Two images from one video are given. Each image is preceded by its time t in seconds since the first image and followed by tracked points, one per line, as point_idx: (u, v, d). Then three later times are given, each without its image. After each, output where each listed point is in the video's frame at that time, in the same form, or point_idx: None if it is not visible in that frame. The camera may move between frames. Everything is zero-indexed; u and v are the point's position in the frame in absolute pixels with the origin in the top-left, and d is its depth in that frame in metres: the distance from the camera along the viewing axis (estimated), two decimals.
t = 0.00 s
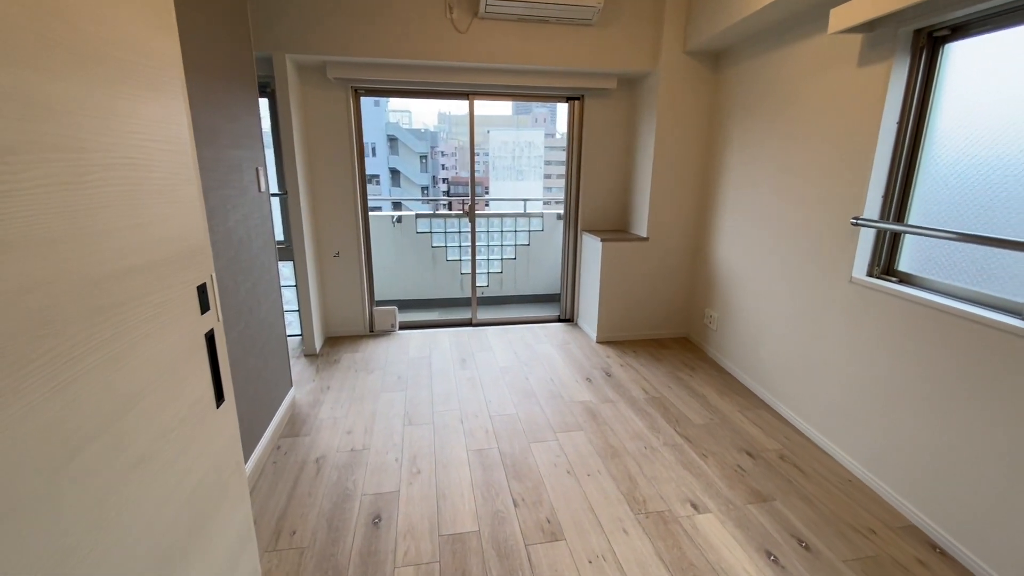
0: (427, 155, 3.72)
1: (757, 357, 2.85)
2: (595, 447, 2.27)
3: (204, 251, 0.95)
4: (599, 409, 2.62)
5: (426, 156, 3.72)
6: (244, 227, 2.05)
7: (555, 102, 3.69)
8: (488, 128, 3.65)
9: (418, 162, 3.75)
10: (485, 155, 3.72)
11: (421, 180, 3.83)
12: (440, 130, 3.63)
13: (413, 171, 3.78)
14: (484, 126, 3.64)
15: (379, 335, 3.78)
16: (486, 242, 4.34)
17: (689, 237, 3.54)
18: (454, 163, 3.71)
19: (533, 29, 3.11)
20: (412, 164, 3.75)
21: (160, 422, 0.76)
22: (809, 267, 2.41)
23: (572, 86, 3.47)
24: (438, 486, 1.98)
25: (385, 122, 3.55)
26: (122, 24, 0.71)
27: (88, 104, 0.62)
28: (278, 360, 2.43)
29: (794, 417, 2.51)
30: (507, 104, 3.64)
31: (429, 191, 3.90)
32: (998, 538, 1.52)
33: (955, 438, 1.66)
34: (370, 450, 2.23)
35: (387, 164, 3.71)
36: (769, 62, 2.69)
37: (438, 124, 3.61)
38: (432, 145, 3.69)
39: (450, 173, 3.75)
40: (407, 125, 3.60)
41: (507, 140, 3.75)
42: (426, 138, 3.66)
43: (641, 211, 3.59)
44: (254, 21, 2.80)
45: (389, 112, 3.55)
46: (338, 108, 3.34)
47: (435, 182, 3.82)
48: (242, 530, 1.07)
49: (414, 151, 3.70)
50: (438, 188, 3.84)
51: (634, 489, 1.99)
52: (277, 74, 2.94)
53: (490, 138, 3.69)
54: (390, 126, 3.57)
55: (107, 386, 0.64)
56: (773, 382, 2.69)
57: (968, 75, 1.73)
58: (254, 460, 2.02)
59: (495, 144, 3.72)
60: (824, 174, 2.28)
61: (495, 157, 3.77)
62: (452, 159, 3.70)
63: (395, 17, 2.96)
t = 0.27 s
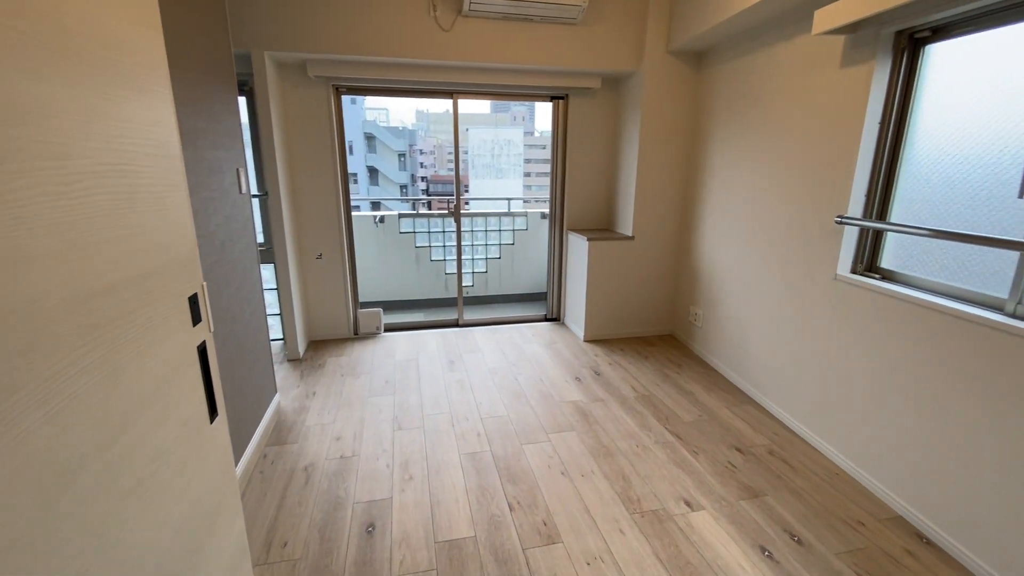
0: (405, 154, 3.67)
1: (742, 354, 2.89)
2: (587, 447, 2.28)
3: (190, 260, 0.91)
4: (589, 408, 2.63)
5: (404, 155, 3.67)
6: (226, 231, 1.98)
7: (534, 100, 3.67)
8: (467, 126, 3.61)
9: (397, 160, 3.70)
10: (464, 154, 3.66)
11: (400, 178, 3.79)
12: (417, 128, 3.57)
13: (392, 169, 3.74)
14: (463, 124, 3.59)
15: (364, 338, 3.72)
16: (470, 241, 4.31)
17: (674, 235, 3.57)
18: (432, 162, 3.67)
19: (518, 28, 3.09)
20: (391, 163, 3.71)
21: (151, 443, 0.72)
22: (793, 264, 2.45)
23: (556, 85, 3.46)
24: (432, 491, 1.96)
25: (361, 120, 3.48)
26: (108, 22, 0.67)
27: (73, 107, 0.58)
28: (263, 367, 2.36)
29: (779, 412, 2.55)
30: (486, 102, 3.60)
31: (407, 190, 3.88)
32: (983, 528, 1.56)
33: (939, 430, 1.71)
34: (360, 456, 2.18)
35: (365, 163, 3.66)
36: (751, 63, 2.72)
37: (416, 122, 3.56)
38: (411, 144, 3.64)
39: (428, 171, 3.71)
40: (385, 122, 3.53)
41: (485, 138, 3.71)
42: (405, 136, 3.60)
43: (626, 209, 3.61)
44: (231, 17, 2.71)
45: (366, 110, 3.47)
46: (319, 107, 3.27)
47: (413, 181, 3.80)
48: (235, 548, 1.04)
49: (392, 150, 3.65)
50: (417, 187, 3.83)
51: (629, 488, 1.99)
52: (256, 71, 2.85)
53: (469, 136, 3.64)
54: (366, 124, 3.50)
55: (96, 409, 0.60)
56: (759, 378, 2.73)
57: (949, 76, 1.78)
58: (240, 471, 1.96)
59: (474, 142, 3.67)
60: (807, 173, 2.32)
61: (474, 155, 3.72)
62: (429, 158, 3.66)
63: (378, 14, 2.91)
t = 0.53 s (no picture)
0: (384, 151, 3.63)
1: (727, 348, 2.93)
2: (579, 444, 2.28)
3: (176, 265, 0.88)
4: (580, 406, 2.64)
5: (383, 152, 3.63)
6: (209, 231, 1.93)
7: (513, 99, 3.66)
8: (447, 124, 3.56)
9: (375, 157, 3.67)
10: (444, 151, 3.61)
11: (379, 176, 3.73)
12: (396, 125, 3.53)
13: (370, 166, 3.71)
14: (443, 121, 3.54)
15: (349, 338, 3.66)
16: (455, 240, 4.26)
17: (658, 232, 3.60)
18: (412, 159, 3.62)
19: (502, 25, 3.07)
20: (370, 160, 3.68)
21: (134, 458, 0.69)
22: (777, 260, 2.49)
23: (541, 82, 3.46)
24: (425, 493, 1.94)
25: (338, 116, 3.42)
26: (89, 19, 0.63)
27: (49, 105, 0.54)
28: (248, 370, 2.31)
29: (765, 405, 2.60)
30: (465, 100, 3.57)
31: (387, 188, 3.80)
32: (966, 515, 1.61)
33: (918, 421, 1.76)
34: (350, 460, 2.15)
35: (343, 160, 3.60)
36: (734, 62, 2.75)
37: (394, 120, 3.51)
38: (389, 141, 3.59)
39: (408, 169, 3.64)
40: (363, 119, 3.49)
41: (466, 136, 3.66)
42: (383, 133, 3.55)
43: (611, 207, 3.63)
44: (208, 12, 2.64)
45: (343, 107, 3.41)
46: (300, 104, 3.20)
47: (393, 179, 3.73)
48: (228, 560, 1.01)
49: (371, 147, 3.61)
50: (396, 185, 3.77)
51: (621, 485, 2.00)
52: (234, 68, 2.78)
53: (450, 133, 3.59)
54: (344, 121, 3.45)
55: (74, 429, 0.56)
56: (744, 373, 2.78)
57: (926, 75, 1.83)
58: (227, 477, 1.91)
59: (455, 139, 3.62)
60: (790, 171, 2.36)
61: (455, 152, 3.66)
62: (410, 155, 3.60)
63: (360, 10, 2.86)
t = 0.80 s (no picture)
0: (364, 148, 3.52)
1: (710, 343, 2.97)
2: (566, 440, 2.29)
3: (155, 267, 0.85)
4: (566, 402, 2.64)
5: (363, 149, 3.52)
6: (186, 231, 1.88)
7: (495, 95, 3.64)
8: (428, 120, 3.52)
9: (355, 154, 3.53)
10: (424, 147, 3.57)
11: (360, 173, 3.59)
12: (376, 122, 3.47)
13: (350, 163, 3.54)
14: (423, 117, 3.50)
15: (332, 339, 3.62)
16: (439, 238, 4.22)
17: (641, 229, 3.64)
18: (392, 157, 3.58)
19: (484, 22, 3.06)
20: (349, 157, 3.52)
21: (114, 468, 0.66)
22: (758, 256, 2.53)
23: (524, 79, 3.45)
24: (413, 493, 1.92)
25: (317, 112, 3.31)
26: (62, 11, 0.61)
27: (25, 101, 0.52)
28: (229, 372, 2.26)
29: (747, 398, 2.64)
30: (446, 96, 3.53)
31: (368, 186, 3.65)
32: (943, 501, 1.66)
33: (895, 410, 1.82)
34: (336, 462, 2.12)
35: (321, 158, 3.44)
36: (714, 59, 2.79)
37: (374, 116, 3.46)
38: (370, 137, 3.50)
39: (388, 166, 3.60)
40: (342, 115, 3.40)
41: (447, 132, 3.61)
42: (364, 129, 3.47)
43: (595, 203, 3.64)
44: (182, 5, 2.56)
45: (322, 104, 3.32)
46: (279, 100, 3.14)
47: (374, 176, 3.62)
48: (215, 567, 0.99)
49: (350, 143, 3.48)
50: (377, 182, 3.64)
51: (609, 480, 2.01)
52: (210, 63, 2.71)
53: (430, 130, 3.55)
54: (323, 118, 3.34)
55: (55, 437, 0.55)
56: (727, 366, 2.82)
57: (901, 74, 1.87)
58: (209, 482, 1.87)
59: (435, 137, 3.58)
60: (770, 167, 2.40)
61: (436, 147, 3.61)
62: (390, 151, 3.56)
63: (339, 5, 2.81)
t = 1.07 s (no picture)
0: (345, 145, 3.53)
1: (692, 338, 3.00)
2: (550, 437, 2.29)
3: (118, 269, 0.82)
4: (551, 398, 2.65)
5: (344, 145, 3.54)
6: (158, 230, 1.83)
7: (477, 91, 3.61)
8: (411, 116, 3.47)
9: (336, 151, 3.55)
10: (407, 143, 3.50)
11: (340, 169, 3.65)
12: (358, 117, 3.42)
13: (331, 160, 3.59)
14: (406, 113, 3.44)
15: (313, 338, 3.56)
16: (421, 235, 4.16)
17: (624, 225, 3.65)
18: (374, 153, 3.54)
19: (464, 16, 3.03)
20: (330, 153, 3.55)
21: (71, 481, 0.63)
22: (738, 251, 2.55)
23: (506, 75, 3.43)
24: (397, 494, 1.91)
25: (296, 107, 3.27)
26: None
27: None
28: (205, 374, 2.21)
29: (729, 391, 2.68)
30: (428, 91, 3.49)
31: (349, 182, 3.74)
32: (918, 490, 1.70)
33: (871, 402, 1.86)
34: (318, 463, 2.09)
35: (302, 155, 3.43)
36: (695, 56, 2.80)
37: (356, 112, 3.40)
38: (351, 134, 3.49)
39: (370, 162, 3.58)
40: (322, 111, 3.36)
41: (429, 127, 3.59)
42: (345, 126, 3.46)
43: (577, 199, 3.64)
44: None
45: (301, 99, 3.28)
46: (255, 96, 3.07)
47: (355, 173, 3.68)
48: None
49: (331, 140, 3.49)
50: (358, 179, 3.71)
51: (594, 475, 2.02)
52: (182, 56, 2.63)
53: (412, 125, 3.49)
54: (303, 113, 3.31)
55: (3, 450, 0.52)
56: (708, 361, 2.85)
57: (876, 70, 1.90)
58: (186, 487, 1.83)
59: (417, 132, 3.53)
60: (750, 163, 2.42)
61: (418, 142, 3.57)
62: (372, 148, 3.52)
63: None
